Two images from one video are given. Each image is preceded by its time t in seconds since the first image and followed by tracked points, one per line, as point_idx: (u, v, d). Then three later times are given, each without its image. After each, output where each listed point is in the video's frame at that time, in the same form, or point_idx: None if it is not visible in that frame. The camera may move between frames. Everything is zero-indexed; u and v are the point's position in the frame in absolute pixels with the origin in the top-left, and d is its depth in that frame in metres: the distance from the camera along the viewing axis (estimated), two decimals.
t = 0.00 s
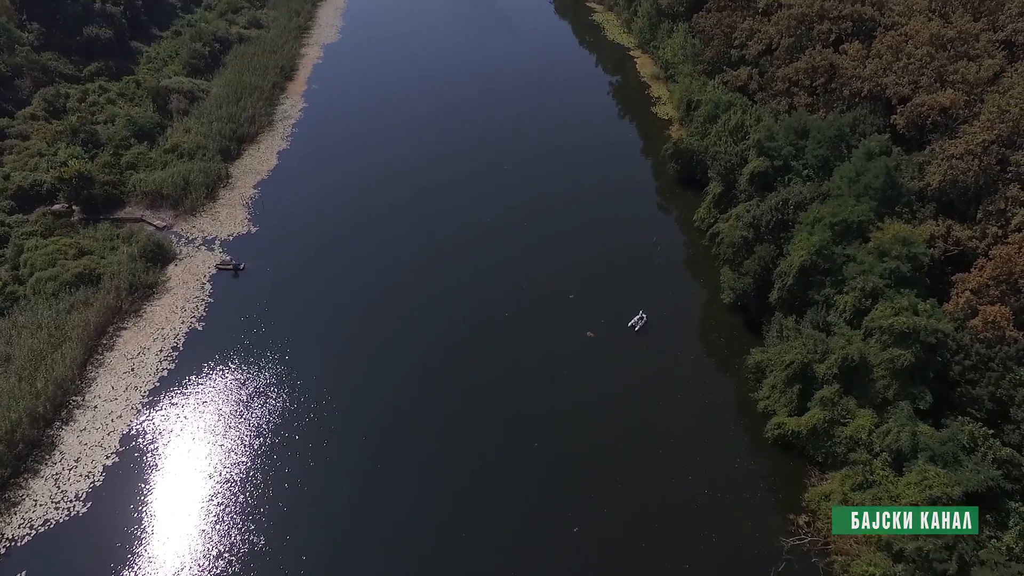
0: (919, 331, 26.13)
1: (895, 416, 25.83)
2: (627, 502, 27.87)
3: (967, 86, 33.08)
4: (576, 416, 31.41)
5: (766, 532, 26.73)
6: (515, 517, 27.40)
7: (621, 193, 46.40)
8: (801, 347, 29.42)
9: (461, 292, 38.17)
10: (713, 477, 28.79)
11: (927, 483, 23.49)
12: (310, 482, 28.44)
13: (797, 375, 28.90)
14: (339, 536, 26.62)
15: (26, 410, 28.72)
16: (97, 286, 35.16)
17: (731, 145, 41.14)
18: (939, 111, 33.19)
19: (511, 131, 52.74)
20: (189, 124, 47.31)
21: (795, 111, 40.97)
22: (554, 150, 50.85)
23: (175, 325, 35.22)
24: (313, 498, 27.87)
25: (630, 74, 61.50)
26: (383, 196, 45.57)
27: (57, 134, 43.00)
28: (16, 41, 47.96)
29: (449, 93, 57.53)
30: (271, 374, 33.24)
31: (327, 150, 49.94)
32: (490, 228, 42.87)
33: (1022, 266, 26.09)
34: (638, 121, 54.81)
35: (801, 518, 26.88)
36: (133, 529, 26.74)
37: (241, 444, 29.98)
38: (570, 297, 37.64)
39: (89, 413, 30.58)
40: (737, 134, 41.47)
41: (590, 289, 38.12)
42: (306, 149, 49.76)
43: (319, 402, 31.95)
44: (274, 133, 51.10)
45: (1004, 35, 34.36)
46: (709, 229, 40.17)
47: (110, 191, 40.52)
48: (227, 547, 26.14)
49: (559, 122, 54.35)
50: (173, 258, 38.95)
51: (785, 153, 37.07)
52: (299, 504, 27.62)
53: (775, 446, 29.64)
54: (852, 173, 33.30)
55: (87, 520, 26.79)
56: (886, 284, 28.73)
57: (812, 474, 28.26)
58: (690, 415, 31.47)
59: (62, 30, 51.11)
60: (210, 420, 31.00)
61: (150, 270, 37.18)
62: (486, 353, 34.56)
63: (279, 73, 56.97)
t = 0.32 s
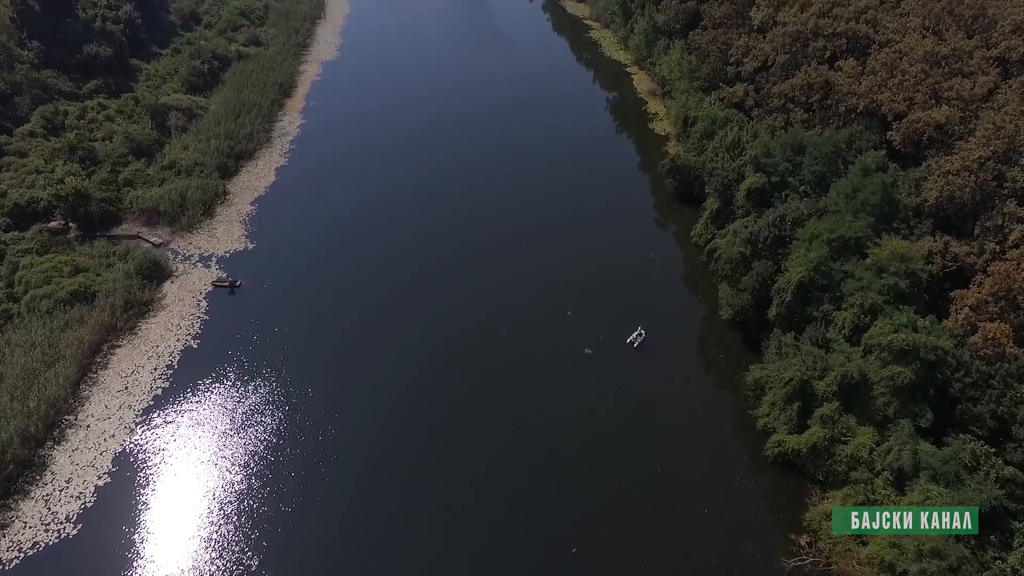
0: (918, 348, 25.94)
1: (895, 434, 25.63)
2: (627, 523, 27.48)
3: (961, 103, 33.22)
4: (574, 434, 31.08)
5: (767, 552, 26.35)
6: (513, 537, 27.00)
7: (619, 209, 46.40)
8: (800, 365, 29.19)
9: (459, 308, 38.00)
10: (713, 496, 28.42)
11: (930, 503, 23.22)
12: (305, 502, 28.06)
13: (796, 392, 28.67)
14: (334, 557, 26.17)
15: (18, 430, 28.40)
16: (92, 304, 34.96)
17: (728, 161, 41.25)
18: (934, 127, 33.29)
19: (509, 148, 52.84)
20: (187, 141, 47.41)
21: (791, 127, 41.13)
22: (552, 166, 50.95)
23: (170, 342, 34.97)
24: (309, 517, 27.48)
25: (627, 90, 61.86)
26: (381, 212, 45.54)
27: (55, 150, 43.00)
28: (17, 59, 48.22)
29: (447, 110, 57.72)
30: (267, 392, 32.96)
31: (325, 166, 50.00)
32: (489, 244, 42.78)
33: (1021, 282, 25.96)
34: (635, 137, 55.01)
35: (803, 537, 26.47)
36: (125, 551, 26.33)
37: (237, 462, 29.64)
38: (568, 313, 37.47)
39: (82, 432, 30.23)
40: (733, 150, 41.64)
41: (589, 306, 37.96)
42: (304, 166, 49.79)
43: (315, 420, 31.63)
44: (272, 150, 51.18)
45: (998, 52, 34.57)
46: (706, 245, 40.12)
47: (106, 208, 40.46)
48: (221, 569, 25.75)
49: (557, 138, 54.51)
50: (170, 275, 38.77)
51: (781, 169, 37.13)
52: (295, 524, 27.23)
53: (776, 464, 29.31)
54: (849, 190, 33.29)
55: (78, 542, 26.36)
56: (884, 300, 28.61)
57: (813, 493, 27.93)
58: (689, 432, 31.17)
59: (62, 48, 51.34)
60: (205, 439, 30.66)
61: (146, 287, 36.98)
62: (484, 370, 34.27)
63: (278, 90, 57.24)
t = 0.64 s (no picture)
0: (919, 366, 25.66)
1: (897, 453, 25.30)
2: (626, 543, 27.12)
3: (958, 119, 33.28)
4: (572, 452, 30.78)
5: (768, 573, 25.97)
6: (511, 559, 26.63)
7: (617, 224, 46.36)
8: (800, 382, 28.94)
9: (457, 324, 37.78)
10: (713, 516, 28.05)
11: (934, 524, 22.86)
12: (300, 522, 27.66)
13: (796, 410, 28.39)
14: None
15: (8, 450, 28.05)
16: (87, 320, 34.71)
17: (726, 177, 41.31)
18: (931, 143, 33.35)
19: (508, 163, 52.92)
20: (185, 157, 47.45)
21: (788, 143, 41.23)
22: (550, 181, 50.98)
23: (165, 360, 34.67)
24: (303, 538, 27.09)
25: (625, 106, 62.14)
26: (379, 228, 45.46)
27: (53, 167, 42.95)
28: (16, 76, 48.39)
29: (445, 125, 57.92)
30: (263, 410, 32.65)
31: (323, 182, 50.03)
32: (487, 260, 42.64)
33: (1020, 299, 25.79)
34: (633, 152, 55.16)
35: (805, 558, 26.10)
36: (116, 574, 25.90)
37: (231, 481, 29.29)
38: (566, 329, 37.24)
39: (74, 451, 29.86)
40: (730, 166, 41.79)
41: (587, 322, 37.73)
42: (302, 182, 49.79)
43: (311, 438, 31.27)
44: (270, 166, 51.22)
45: (993, 69, 34.74)
46: (705, 261, 40.00)
47: (103, 224, 40.37)
48: None
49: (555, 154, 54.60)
50: (166, 291, 38.54)
51: (779, 185, 37.16)
52: (289, 545, 26.82)
53: (776, 483, 28.94)
54: (846, 206, 33.22)
55: (67, 565, 25.91)
56: (884, 317, 28.43)
57: (815, 512, 27.58)
58: (689, 450, 30.84)
59: (61, 65, 51.56)
60: (200, 457, 30.33)
61: (141, 304, 36.75)
62: (484, 388, 33.95)
63: (276, 106, 57.43)
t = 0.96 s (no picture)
0: (920, 382, 25.37)
1: (899, 470, 24.98)
2: (625, 562, 26.79)
3: (956, 133, 33.24)
4: (572, 469, 30.46)
5: None
6: None
7: (616, 237, 46.24)
8: (800, 398, 28.64)
9: (455, 338, 37.52)
10: (714, 534, 27.71)
11: (937, 543, 22.52)
12: (296, 541, 27.32)
13: (797, 426, 28.08)
14: None
15: None
16: (81, 335, 34.46)
17: (724, 191, 41.28)
18: (929, 157, 33.30)
19: (507, 177, 52.86)
20: (183, 171, 47.42)
21: (787, 156, 41.21)
22: (549, 194, 50.92)
23: (159, 375, 34.36)
24: (299, 558, 26.74)
25: (624, 119, 62.29)
26: (378, 241, 45.33)
27: (50, 180, 42.87)
28: (16, 90, 48.50)
29: (444, 138, 57.99)
30: (259, 425, 32.32)
31: (322, 195, 49.97)
32: (485, 274, 42.42)
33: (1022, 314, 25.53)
34: (631, 165, 55.19)
35: None
36: None
37: (226, 499, 28.95)
38: (565, 343, 36.97)
39: (66, 468, 29.51)
40: (728, 180, 41.83)
41: (586, 336, 37.45)
42: (301, 195, 49.71)
43: (307, 454, 30.92)
44: (269, 179, 51.19)
45: (990, 83, 34.78)
46: (703, 274, 39.85)
47: (100, 238, 40.23)
48: None
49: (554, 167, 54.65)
50: (162, 305, 38.32)
51: (777, 199, 37.12)
52: (285, 565, 26.48)
53: (777, 500, 28.55)
54: (845, 220, 33.06)
55: None
56: (884, 332, 28.21)
57: (817, 530, 27.27)
58: (689, 466, 30.51)
59: (62, 79, 51.68)
60: (195, 474, 29.97)
61: (137, 319, 36.52)
62: (483, 403, 33.64)
63: (275, 119, 57.48)
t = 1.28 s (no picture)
0: (922, 400, 25.10)
1: (902, 490, 24.62)
2: None
3: (954, 148, 33.16)
4: (572, 487, 30.06)
5: None
6: None
7: (615, 251, 46.13)
8: (801, 416, 28.36)
9: (455, 353, 37.27)
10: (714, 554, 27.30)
11: (942, 564, 22.00)
12: (290, 562, 26.83)
13: (798, 444, 27.72)
14: None
15: None
16: (76, 352, 34.16)
17: (722, 206, 41.24)
18: (928, 172, 33.21)
19: (506, 191, 52.87)
20: (181, 186, 47.36)
21: (785, 171, 41.22)
22: (549, 208, 50.88)
23: (154, 392, 34.01)
24: None
25: (622, 133, 62.45)
26: (377, 255, 45.23)
27: (48, 196, 42.79)
28: (15, 105, 48.58)
29: (443, 152, 58.09)
30: (254, 442, 31.92)
31: (321, 209, 49.93)
32: (484, 288, 42.20)
33: None
34: (629, 179, 55.22)
35: None
36: None
37: (221, 518, 28.52)
38: (564, 359, 36.68)
39: (57, 488, 29.10)
40: (727, 196, 41.82)
41: (584, 352, 37.12)
42: (299, 210, 49.68)
43: (303, 472, 30.50)
44: (267, 194, 51.15)
45: (987, 99, 34.84)
46: (703, 289, 39.70)
47: (96, 253, 40.06)
48: None
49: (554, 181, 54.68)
50: (157, 321, 38.05)
51: (776, 214, 37.03)
52: None
53: (779, 519, 28.20)
54: (845, 235, 32.89)
55: None
56: (885, 349, 27.96)
57: (819, 550, 26.87)
58: (689, 485, 30.12)
59: (61, 94, 51.76)
60: (189, 493, 29.55)
61: (132, 335, 36.24)
62: (483, 419, 33.29)
63: (274, 134, 57.56)
